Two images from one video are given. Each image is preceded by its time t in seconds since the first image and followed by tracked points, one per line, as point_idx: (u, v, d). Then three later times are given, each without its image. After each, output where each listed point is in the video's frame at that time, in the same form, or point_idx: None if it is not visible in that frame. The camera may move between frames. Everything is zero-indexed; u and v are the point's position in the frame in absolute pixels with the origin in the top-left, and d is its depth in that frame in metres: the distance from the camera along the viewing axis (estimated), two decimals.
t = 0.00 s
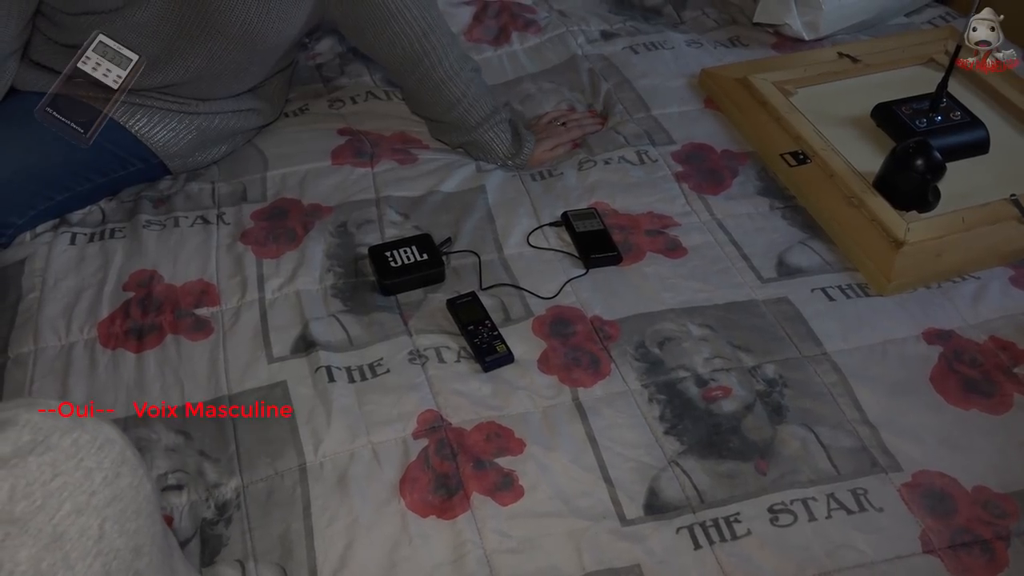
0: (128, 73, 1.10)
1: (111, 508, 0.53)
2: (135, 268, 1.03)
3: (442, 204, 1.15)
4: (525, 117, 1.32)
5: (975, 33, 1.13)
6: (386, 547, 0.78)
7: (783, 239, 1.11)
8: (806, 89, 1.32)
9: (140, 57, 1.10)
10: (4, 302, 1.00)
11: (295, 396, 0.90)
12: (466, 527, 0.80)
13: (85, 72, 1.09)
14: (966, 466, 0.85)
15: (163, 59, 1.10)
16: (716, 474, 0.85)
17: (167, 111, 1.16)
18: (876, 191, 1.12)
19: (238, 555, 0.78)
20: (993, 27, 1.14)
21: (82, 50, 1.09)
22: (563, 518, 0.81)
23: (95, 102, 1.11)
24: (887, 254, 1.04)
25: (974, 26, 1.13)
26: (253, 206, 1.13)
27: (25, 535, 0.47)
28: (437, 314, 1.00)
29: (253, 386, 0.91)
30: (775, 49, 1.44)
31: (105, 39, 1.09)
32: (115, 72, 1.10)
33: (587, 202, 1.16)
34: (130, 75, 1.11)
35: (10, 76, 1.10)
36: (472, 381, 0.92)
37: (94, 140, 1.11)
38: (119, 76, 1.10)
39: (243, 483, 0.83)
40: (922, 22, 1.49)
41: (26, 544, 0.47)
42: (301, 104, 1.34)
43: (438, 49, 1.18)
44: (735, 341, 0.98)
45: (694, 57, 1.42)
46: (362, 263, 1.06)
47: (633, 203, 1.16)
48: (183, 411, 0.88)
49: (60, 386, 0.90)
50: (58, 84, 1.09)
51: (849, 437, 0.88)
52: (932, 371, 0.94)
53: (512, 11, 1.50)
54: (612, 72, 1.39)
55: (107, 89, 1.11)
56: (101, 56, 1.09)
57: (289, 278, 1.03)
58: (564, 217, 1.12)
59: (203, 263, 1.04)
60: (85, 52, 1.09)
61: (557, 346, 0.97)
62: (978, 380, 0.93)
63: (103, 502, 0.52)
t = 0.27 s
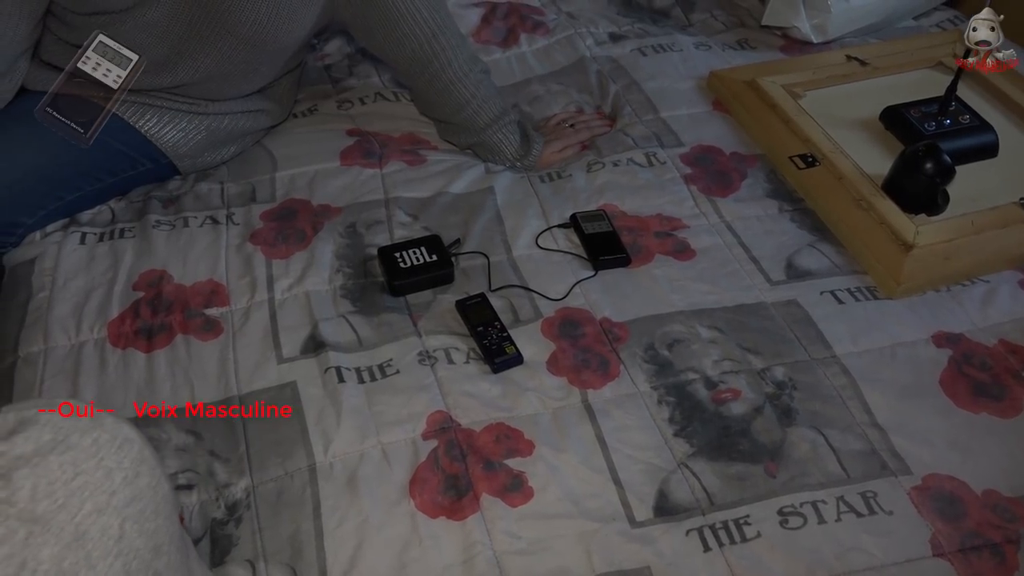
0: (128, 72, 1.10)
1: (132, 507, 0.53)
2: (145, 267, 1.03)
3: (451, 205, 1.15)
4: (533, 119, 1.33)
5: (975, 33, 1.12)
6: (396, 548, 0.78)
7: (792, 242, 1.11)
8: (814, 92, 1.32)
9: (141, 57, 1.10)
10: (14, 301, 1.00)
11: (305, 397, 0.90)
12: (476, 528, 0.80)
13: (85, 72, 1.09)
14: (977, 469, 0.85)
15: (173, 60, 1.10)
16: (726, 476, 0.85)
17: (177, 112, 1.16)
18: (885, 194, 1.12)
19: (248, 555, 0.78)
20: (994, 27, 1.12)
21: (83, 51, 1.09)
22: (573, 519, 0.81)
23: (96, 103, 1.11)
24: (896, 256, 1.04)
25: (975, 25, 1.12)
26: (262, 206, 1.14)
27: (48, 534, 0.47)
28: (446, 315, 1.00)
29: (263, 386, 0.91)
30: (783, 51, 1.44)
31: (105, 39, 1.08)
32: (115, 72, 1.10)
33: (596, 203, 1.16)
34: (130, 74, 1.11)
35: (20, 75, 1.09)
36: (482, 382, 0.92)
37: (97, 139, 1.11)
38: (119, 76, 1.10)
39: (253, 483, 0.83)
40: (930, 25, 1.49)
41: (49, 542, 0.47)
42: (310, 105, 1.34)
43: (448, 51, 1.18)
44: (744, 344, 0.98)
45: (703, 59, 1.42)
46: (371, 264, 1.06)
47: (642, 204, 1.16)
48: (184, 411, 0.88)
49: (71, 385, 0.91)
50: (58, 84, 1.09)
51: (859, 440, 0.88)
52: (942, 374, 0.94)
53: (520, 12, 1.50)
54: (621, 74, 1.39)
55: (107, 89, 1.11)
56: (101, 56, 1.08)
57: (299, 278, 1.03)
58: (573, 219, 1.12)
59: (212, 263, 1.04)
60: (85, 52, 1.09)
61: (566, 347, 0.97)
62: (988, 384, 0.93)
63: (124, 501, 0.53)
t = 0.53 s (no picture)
0: (128, 72, 1.11)
1: (135, 506, 0.53)
2: (150, 268, 1.04)
3: (455, 207, 1.15)
4: (537, 121, 1.33)
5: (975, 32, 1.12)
6: (399, 549, 0.78)
7: (795, 245, 1.11)
8: (818, 95, 1.32)
9: (141, 56, 1.10)
10: (19, 301, 1.01)
11: (309, 398, 0.90)
12: (479, 530, 0.80)
13: (85, 72, 1.10)
14: (980, 473, 0.85)
15: (178, 61, 1.11)
16: (729, 479, 0.85)
17: (182, 113, 1.16)
18: (889, 197, 1.12)
19: (251, 556, 0.78)
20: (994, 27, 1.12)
21: (83, 51, 1.09)
22: (576, 522, 0.81)
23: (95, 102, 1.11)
24: (899, 260, 1.04)
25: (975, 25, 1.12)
26: (267, 207, 1.14)
27: (53, 532, 0.47)
28: (450, 317, 1.00)
29: (267, 387, 0.91)
30: (787, 54, 1.44)
31: (105, 39, 1.09)
32: (115, 72, 1.10)
33: (600, 206, 1.16)
34: (130, 74, 1.11)
35: (27, 75, 1.10)
36: (485, 384, 0.93)
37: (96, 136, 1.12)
38: (119, 76, 1.10)
39: (257, 484, 0.83)
40: (934, 28, 1.49)
41: (54, 541, 0.47)
42: (314, 106, 1.35)
43: (452, 53, 1.18)
44: (748, 346, 0.98)
45: (707, 62, 1.42)
46: (375, 266, 1.06)
47: (646, 207, 1.16)
48: (185, 411, 0.89)
49: (76, 385, 0.91)
50: (58, 84, 1.10)
51: (862, 443, 0.88)
52: (945, 377, 0.94)
53: (524, 15, 1.50)
54: (625, 76, 1.39)
55: (108, 90, 1.11)
56: (101, 56, 1.09)
57: (303, 280, 1.03)
58: (577, 221, 1.12)
59: (217, 264, 1.05)
60: (86, 52, 1.09)
61: (570, 350, 0.97)
62: (991, 387, 0.93)
63: (128, 500, 0.53)
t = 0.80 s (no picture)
0: (128, 72, 1.11)
1: (134, 504, 0.53)
2: (152, 269, 1.04)
3: (457, 209, 1.16)
4: (539, 124, 1.33)
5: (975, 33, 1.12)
6: (400, 551, 0.79)
7: (796, 248, 1.11)
8: (820, 98, 1.32)
9: (141, 56, 1.10)
10: (23, 302, 1.01)
11: (310, 400, 0.90)
12: (480, 531, 0.80)
13: (85, 72, 1.11)
14: (980, 476, 0.85)
15: (181, 62, 1.11)
16: (730, 482, 0.85)
17: (185, 115, 1.17)
18: (890, 201, 1.12)
19: (253, 556, 0.78)
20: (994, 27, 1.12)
21: (83, 51, 1.10)
22: (577, 524, 0.81)
23: (95, 102, 1.11)
24: (900, 263, 1.04)
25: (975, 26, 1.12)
26: (269, 209, 1.14)
27: (54, 531, 0.47)
28: (452, 319, 1.01)
29: (269, 389, 0.91)
30: (789, 58, 1.44)
31: (105, 39, 1.09)
32: (115, 72, 1.10)
33: (601, 209, 1.16)
34: (130, 75, 1.11)
35: (31, 77, 1.10)
36: (487, 386, 0.93)
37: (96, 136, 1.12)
38: (119, 76, 1.11)
39: (259, 485, 0.83)
40: (936, 32, 1.49)
41: (55, 539, 0.47)
42: (317, 108, 1.35)
43: (455, 55, 1.18)
44: (749, 349, 0.98)
45: (709, 65, 1.42)
46: (377, 268, 1.07)
47: (647, 210, 1.16)
48: (185, 412, 0.89)
49: (78, 386, 0.91)
50: (58, 84, 1.10)
51: (862, 446, 0.88)
52: (946, 381, 0.94)
53: (526, 17, 1.51)
54: (627, 79, 1.39)
55: (108, 90, 1.11)
56: (101, 56, 1.09)
57: (305, 281, 1.03)
58: (578, 224, 1.12)
59: (220, 266, 1.05)
60: (86, 52, 1.10)
61: (571, 352, 0.97)
62: (992, 391, 0.93)
63: (126, 498, 0.53)
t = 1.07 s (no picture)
0: (128, 73, 1.11)
1: (127, 507, 0.53)
2: (154, 270, 1.04)
3: (458, 211, 1.16)
4: (541, 126, 1.33)
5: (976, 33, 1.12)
6: (399, 553, 0.78)
7: (798, 252, 1.11)
8: (822, 102, 1.32)
9: (141, 56, 1.10)
10: (24, 302, 1.01)
11: (310, 401, 0.90)
12: (479, 534, 0.80)
13: (85, 72, 1.11)
14: (980, 481, 0.85)
15: (183, 63, 1.11)
16: (730, 486, 0.85)
17: (188, 116, 1.17)
18: (892, 205, 1.12)
19: (252, 558, 0.78)
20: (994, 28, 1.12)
21: (83, 51, 1.10)
22: (576, 527, 0.81)
23: (95, 103, 1.12)
24: (902, 267, 1.04)
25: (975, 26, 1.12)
26: (271, 210, 1.14)
27: (47, 535, 0.47)
28: (452, 321, 1.01)
29: (269, 390, 0.91)
30: (791, 61, 1.44)
31: (105, 39, 1.10)
32: (115, 72, 1.11)
33: (603, 211, 1.16)
34: (130, 75, 1.11)
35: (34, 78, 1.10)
36: (487, 388, 0.93)
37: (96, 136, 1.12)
38: (119, 76, 1.11)
39: (258, 486, 0.83)
40: (938, 36, 1.49)
41: (48, 544, 0.47)
42: (319, 110, 1.35)
43: (457, 57, 1.19)
44: (749, 353, 0.98)
45: (711, 68, 1.42)
46: (378, 269, 1.07)
47: (649, 213, 1.16)
48: (186, 412, 0.89)
49: (79, 386, 0.91)
50: (58, 84, 1.11)
51: (863, 451, 0.88)
52: (947, 386, 0.94)
53: (529, 20, 1.51)
54: (629, 82, 1.39)
55: (108, 90, 1.11)
56: (101, 56, 1.10)
57: (306, 283, 1.04)
58: (579, 226, 1.12)
59: (221, 267, 1.05)
60: (86, 52, 1.10)
61: (571, 355, 0.97)
62: (993, 396, 0.93)
63: (119, 501, 0.53)
